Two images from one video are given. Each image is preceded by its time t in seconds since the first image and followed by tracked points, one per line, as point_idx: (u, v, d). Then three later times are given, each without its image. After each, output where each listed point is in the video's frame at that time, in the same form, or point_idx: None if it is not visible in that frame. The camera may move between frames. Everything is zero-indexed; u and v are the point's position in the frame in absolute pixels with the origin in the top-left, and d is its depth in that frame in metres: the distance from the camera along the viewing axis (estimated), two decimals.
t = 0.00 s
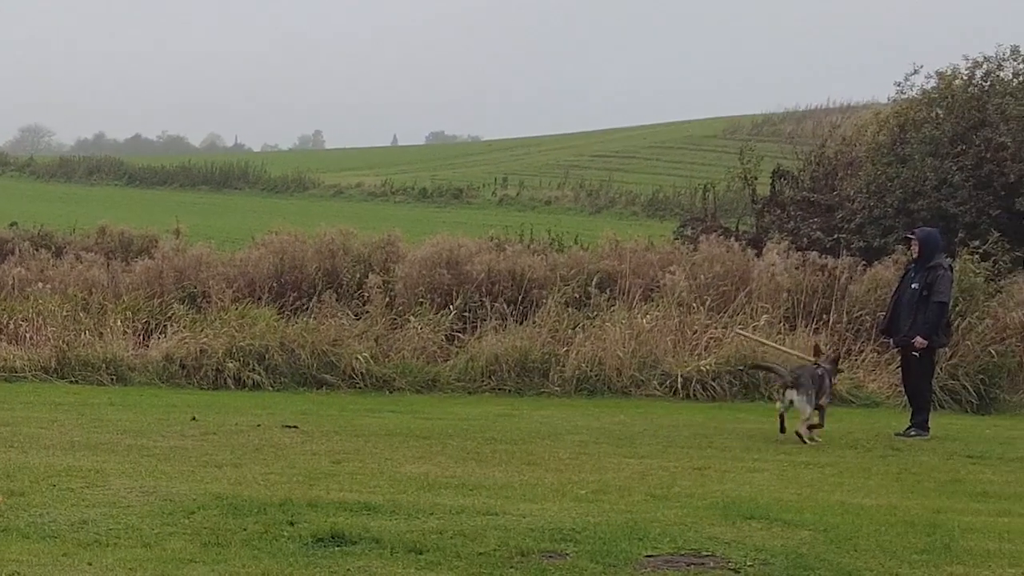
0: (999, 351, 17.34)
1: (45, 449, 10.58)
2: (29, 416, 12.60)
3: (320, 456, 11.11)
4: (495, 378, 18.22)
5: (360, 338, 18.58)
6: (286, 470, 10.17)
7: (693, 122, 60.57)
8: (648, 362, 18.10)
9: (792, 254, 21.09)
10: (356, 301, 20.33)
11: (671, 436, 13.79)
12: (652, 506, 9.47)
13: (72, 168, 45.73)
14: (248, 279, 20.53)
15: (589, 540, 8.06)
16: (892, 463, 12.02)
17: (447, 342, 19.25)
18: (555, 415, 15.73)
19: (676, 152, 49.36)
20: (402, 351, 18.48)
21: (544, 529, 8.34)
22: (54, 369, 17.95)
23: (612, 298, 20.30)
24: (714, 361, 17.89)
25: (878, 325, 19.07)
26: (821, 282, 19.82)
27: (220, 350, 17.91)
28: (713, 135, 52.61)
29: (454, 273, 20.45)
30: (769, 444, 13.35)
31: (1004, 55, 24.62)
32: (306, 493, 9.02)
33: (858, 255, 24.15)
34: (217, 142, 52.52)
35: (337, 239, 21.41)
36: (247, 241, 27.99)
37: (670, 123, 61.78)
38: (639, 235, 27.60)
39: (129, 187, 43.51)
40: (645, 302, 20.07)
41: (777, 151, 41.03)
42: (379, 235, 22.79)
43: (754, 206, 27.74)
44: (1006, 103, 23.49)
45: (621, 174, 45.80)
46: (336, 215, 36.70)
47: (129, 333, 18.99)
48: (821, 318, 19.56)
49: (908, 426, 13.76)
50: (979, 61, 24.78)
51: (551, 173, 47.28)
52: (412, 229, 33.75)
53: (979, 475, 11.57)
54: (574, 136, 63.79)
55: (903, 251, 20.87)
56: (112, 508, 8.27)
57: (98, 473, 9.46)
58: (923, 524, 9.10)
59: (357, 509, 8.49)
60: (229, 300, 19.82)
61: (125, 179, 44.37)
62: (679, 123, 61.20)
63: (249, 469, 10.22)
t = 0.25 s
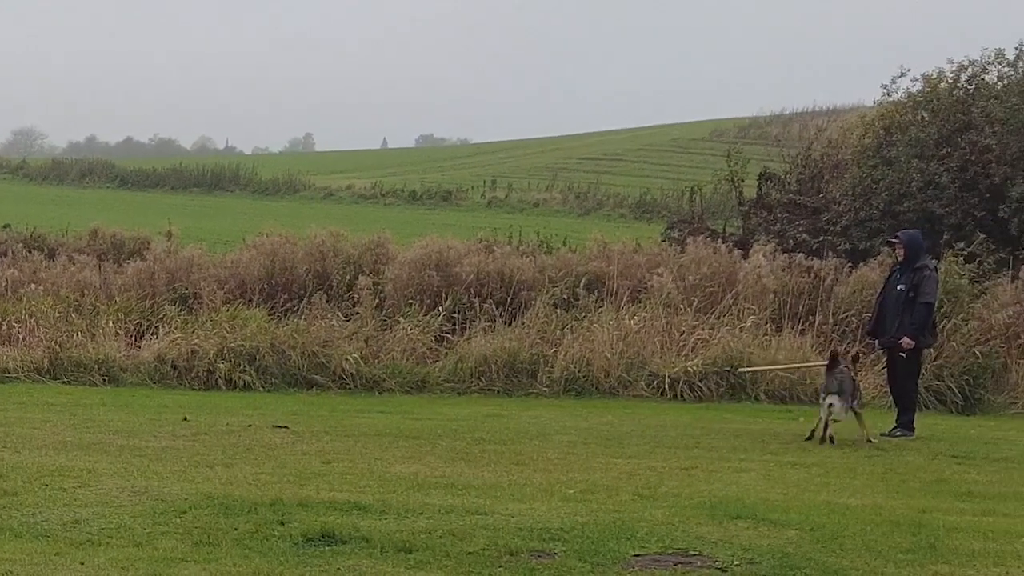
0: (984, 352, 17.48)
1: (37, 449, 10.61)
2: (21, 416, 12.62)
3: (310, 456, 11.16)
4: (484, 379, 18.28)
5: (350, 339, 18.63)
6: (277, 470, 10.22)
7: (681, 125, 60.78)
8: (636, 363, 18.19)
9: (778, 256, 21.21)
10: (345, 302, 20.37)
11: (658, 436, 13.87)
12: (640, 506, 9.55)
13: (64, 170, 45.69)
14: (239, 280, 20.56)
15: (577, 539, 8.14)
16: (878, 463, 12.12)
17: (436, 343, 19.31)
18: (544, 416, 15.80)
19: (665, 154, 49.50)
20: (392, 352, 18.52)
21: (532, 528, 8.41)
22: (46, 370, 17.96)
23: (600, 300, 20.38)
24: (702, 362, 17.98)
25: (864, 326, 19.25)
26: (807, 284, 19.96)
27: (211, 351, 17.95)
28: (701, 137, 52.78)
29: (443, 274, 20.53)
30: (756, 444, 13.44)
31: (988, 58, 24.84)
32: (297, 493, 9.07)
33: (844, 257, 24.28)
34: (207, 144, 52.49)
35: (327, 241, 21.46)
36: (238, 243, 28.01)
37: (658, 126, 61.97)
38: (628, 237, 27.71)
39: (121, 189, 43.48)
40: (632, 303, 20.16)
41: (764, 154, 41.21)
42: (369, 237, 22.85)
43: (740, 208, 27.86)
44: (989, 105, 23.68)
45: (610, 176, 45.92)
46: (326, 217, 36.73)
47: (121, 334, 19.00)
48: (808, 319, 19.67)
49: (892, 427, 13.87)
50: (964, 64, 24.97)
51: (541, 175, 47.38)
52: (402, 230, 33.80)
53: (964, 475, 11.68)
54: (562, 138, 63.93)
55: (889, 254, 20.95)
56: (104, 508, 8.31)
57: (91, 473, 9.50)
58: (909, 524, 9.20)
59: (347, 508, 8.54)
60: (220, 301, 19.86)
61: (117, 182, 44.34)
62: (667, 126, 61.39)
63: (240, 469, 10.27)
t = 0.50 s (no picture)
0: (969, 353, 17.62)
1: (30, 449, 10.64)
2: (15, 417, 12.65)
3: (301, 456, 11.22)
4: (473, 380, 18.35)
5: (340, 340, 18.67)
6: (268, 470, 10.27)
7: (669, 128, 60.98)
8: (624, 364, 18.28)
9: (765, 258, 21.33)
10: (335, 304, 20.41)
11: (646, 437, 13.95)
12: (628, 506, 9.63)
13: (57, 173, 45.65)
14: (230, 282, 20.60)
15: (565, 539, 8.21)
16: (864, 463, 12.23)
17: (426, 344, 19.37)
18: (534, 416, 15.87)
19: (653, 157, 49.66)
20: (381, 353, 18.57)
21: (521, 528, 8.48)
22: (39, 371, 17.98)
23: (588, 301, 20.47)
24: (689, 363, 18.09)
25: (851, 328, 19.38)
26: (793, 286, 20.08)
27: (203, 352, 18.00)
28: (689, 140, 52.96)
29: (433, 276, 20.59)
30: (744, 445, 13.54)
31: (973, 62, 24.96)
32: (287, 493, 9.13)
33: (830, 259, 24.43)
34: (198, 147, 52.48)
35: (318, 243, 21.52)
36: (229, 244, 28.04)
37: (646, 129, 62.17)
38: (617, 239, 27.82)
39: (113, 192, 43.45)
40: (620, 304, 20.25)
41: (751, 157, 41.39)
42: (360, 239, 22.90)
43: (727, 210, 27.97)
44: (975, 108, 23.85)
45: (599, 178, 46.05)
46: (317, 219, 36.76)
47: (113, 335, 19.03)
48: (794, 321, 19.79)
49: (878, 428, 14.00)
50: (949, 68, 25.17)
51: (530, 178, 47.47)
52: (392, 232, 33.86)
53: (949, 475, 11.79)
54: (551, 141, 64.07)
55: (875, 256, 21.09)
56: (96, 507, 8.35)
57: (84, 473, 9.53)
58: (894, 524, 9.29)
59: (337, 508, 8.60)
60: (211, 303, 19.89)
61: (109, 185, 44.31)
62: (655, 129, 61.59)
63: (231, 469, 10.32)
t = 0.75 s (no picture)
0: (953, 354, 17.83)
1: (23, 449, 10.67)
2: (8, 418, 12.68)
3: (292, 456, 11.27)
4: (462, 381, 18.41)
5: (330, 341, 18.72)
6: (260, 470, 10.33)
7: (657, 131, 61.16)
8: (612, 365, 18.37)
9: (752, 260, 21.44)
10: (326, 306, 20.45)
11: (634, 438, 14.04)
12: (615, 506, 9.71)
13: (48, 176, 45.58)
14: (221, 284, 20.63)
15: (553, 538, 8.29)
16: (850, 463, 12.33)
17: (415, 345, 19.44)
18: (523, 417, 15.94)
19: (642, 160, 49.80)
20: (371, 354, 18.62)
21: (510, 528, 8.55)
22: (32, 372, 18.01)
23: (576, 303, 20.54)
24: (676, 364, 18.19)
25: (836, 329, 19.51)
26: (779, 287, 20.20)
27: (194, 354, 18.05)
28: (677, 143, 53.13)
29: (422, 278, 20.67)
30: (732, 445, 13.63)
31: (958, 66, 25.16)
32: (277, 493, 9.18)
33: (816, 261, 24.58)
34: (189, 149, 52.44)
35: (308, 246, 21.56)
36: (219, 246, 28.05)
37: (635, 133, 62.35)
38: (605, 241, 27.92)
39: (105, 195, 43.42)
40: (608, 306, 20.34)
41: (738, 160, 41.55)
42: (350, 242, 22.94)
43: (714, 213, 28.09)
44: (960, 112, 24.08)
45: (587, 181, 46.17)
46: (307, 222, 36.79)
47: (105, 337, 19.05)
48: (780, 322, 19.90)
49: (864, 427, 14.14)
50: (933, 72, 25.37)
51: (519, 181, 47.58)
52: (383, 235, 33.92)
53: (933, 475, 11.90)
54: (540, 144, 64.19)
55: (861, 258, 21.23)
56: (88, 507, 8.40)
57: (76, 474, 9.57)
58: (880, 524, 9.39)
59: (326, 508, 8.66)
60: (202, 305, 19.93)
61: (101, 187, 44.27)
62: (643, 132, 61.76)
63: (222, 470, 10.37)
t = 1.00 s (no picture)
0: (937, 355, 18.00)
1: (16, 450, 10.70)
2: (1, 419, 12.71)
3: (282, 457, 11.32)
4: (451, 382, 18.47)
5: (321, 343, 18.76)
6: (251, 471, 10.38)
7: (645, 134, 61.36)
8: (600, 366, 18.47)
9: (739, 262, 21.56)
10: (316, 307, 20.50)
11: (623, 438, 14.12)
12: (603, 506, 9.79)
13: (39, 179, 45.53)
14: (212, 286, 20.66)
15: (542, 538, 8.37)
16: (837, 464, 12.44)
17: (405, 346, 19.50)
18: (513, 418, 16.03)
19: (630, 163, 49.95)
20: (361, 355, 18.67)
21: (499, 528, 8.62)
22: (24, 373, 18.02)
23: (564, 304, 20.63)
24: (663, 365, 18.29)
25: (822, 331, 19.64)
26: (766, 289, 20.33)
27: (185, 355, 18.09)
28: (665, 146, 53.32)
29: (412, 280, 20.73)
30: (721, 446, 13.72)
31: (942, 70, 25.38)
32: (269, 493, 9.24)
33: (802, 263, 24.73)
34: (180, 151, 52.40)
35: (298, 248, 21.62)
36: (210, 249, 28.07)
37: (623, 136, 62.54)
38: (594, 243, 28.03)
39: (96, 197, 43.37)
40: (595, 307, 20.43)
41: (725, 162, 41.73)
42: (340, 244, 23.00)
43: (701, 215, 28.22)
44: (944, 115, 24.28)
45: (576, 184, 46.29)
46: (297, 224, 36.81)
47: (97, 338, 19.06)
48: (766, 323, 20.02)
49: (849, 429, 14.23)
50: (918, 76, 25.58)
51: (508, 183, 47.67)
52: (374, 237, 33.97)
53: (919, 475, 12.01)
54: (528, 147, 64.32)
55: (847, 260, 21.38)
56: (81, 507, 8.45)
57: (69, 474, 9.61)
58: (865, 524, 9.49)
59: (317, 508, 8.72)
60: (193, 306, 19.96)
61: (93, 190, 44.22)
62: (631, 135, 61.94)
63: (214, 470, 10.42)
